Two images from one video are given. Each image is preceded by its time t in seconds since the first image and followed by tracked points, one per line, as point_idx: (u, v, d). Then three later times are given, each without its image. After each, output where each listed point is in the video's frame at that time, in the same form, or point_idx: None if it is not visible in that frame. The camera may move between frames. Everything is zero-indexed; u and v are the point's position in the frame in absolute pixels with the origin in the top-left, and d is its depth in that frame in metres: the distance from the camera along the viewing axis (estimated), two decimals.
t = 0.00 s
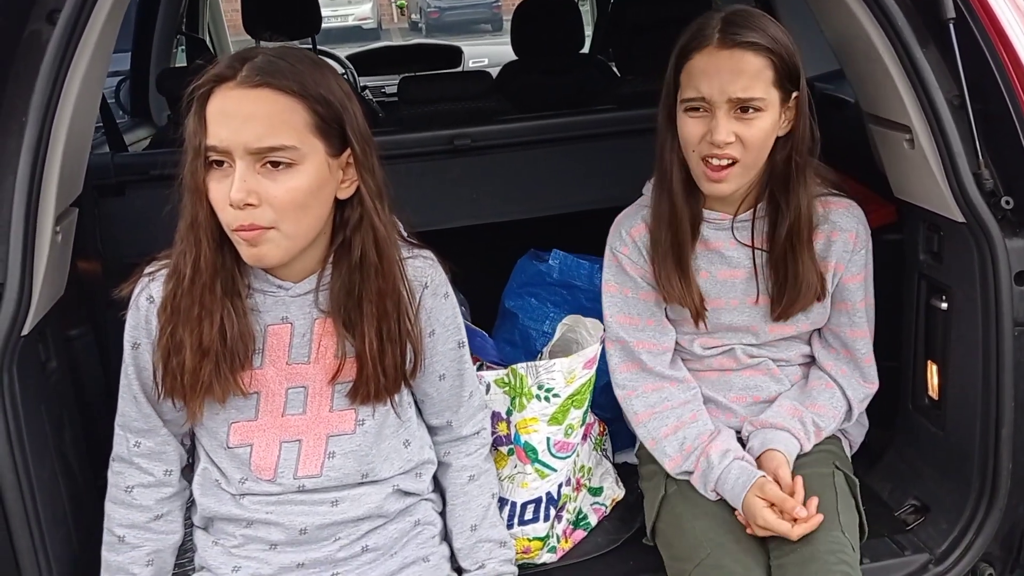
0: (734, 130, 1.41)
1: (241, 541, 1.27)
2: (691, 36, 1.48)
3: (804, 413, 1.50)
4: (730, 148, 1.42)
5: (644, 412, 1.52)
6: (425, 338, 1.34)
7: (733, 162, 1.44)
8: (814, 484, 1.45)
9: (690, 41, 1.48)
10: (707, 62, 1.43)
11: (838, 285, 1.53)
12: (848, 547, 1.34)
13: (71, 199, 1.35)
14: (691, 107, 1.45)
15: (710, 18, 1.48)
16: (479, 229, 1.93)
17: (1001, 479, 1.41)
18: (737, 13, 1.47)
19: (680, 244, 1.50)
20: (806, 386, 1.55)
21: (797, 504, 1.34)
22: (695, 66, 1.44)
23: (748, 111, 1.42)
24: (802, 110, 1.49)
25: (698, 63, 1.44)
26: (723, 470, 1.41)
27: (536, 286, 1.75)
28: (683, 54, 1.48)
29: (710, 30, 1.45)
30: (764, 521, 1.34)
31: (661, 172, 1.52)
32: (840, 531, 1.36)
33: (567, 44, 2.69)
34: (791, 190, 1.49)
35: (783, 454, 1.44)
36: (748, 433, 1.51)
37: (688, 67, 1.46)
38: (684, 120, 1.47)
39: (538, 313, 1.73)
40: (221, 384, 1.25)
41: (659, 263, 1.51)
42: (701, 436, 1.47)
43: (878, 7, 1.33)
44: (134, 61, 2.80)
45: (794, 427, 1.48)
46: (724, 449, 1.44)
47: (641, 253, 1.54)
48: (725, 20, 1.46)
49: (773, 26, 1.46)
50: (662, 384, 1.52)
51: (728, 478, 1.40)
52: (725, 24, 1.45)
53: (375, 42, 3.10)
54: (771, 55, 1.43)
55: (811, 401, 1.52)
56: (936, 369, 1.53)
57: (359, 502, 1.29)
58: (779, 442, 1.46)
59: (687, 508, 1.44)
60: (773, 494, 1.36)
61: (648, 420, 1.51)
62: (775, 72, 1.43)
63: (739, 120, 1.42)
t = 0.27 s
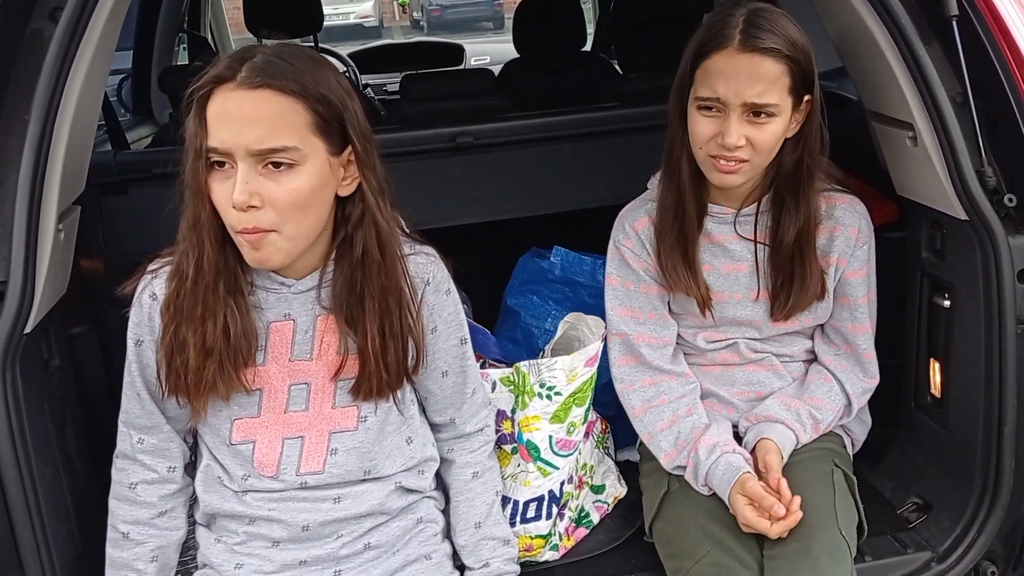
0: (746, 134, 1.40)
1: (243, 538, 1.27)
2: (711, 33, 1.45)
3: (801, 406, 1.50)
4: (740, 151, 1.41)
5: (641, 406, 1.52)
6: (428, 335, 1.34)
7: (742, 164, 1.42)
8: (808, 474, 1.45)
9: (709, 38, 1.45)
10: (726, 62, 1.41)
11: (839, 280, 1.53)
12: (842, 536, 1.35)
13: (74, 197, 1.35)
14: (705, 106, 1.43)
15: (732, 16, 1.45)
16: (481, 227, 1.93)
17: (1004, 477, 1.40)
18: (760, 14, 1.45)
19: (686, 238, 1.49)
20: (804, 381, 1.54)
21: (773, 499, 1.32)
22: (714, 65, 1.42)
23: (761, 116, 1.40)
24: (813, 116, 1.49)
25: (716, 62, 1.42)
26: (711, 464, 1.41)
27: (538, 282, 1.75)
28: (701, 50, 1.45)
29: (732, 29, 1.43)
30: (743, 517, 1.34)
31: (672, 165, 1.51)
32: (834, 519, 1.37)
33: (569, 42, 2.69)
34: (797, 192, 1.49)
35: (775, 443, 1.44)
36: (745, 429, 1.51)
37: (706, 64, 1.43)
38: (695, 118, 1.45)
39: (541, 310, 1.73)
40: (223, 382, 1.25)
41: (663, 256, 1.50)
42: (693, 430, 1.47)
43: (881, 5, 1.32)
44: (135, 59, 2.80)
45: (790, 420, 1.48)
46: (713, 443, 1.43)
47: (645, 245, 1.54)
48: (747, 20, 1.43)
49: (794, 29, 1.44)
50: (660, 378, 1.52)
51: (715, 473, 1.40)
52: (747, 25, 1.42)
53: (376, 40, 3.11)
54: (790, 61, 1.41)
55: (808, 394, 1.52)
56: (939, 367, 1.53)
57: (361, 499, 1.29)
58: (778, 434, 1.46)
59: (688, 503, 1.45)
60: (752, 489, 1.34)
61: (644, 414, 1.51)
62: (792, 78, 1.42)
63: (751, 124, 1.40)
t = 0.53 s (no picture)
0: (761, 146, 1.39)
1: (246, 539, 1.27)
2: (731, 39, 1.42)
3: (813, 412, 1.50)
4: (754, 164, 1.40)
5: (654, 401, 1.51)
6: (429, 335, 1.34)
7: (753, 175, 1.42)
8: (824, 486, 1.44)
9: (730, 44, 1.41)
10: (749, 74, 1.38)
11: (836, 283, 1.54)
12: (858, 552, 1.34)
13: (76, 197, 1.35)
14: (722, 114, 1.41)
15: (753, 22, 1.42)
16: (483, 227, 1.93)
17: (1007, 479, 1.40)
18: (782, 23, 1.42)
19: (694, 239, 1.49)
20: (809, 387, 1.54)
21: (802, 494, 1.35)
22: (735, 74, 1.39)
23: (777, 128, 1.39)
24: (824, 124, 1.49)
25: (738, 72, 1.39)
26: (737, 459, 1.41)
27: (540, 283, 1.75)
28: (720, 56, 1.42)
29: (755, 38, 1.39)
30: (763, 500, 1.35)
31: (681, 162, 1.50)
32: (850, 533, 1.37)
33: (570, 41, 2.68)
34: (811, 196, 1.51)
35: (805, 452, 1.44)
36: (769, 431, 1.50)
37: (726, 72, 1.40)
38: (711, 125, 1.42)
39: (544, 310, 1.73)
40: (225, 383, 1.25)
41: (670, 258, 1.50)
42: (714, 428, 1.47)
43: (883, 5, 1.32)
44: (136, 58, 2.80)
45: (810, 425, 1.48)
46: (740, 440, 1.44)
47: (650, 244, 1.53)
48: (770, 30, 1.40)
49: (811, 40, 1.43)
50: (669, 376, 1.51)
51: (742, 465, 1.40)
52: (770, 35, 1.39)
53: (377, 39, 3.11)
54: (809, 73, 1.40)
55: (821, 401, 1.51)
56: (941, 367, 1.53)
57: (364, 500, 1.29)
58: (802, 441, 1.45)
59: (691, 506, 1.45)
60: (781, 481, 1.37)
61: (659, 409, 1.50)
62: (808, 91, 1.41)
63: (767, 136, 1.39)
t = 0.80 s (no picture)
0: (770, 172, 1.39)
1: (248, 539, 1.27)
2: (728, 67, 1.40)
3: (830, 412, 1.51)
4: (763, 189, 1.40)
5: (650, 412, 1.50)
6: (429, 335, 1.34)
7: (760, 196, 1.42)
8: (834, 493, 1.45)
9: (728, 74, 1.39)
10: (755, 108, 1.36)
11: (840, 280, 1.54)
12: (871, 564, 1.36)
13: (79, 198, 1.35)
14: (728, 144, 1.39)
15: (750, 48, 1.40)
16: (484, 228, 1.94)
17: (1008, 480, 1.40)
18: (778, 46, 1.40)
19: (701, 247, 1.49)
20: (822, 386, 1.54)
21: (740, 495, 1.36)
22: (738, 105, 1.37)
23: (785, 153, 1.39)
24: (824, 121, 1.46)
25: (740, 103, 1.37)
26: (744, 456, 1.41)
27: (541, 283, 1.75)
28: (720, 85, 1.39)
29: (754, 66, 1.38)
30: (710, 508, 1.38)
31: (683, 170, 1.48)
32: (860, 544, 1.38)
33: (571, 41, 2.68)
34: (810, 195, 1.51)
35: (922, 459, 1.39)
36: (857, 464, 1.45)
37: (728, 102, 1.38)
38: (718, 154, 1.42)
39: (546, 311, 1.73)
40: (225, 383, 1.25)
41: (675, 272, 1.50)
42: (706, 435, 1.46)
43: (885, 5, 1.32)
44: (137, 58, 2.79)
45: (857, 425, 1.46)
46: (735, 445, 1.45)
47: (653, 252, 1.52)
48: (768, 56, 1.39)
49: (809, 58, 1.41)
50: (669, 381, 1.51)
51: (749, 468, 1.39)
52: (768, 62, 1.38)
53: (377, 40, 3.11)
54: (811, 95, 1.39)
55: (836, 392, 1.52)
56: (943, 368, 1.53)
57: (365, 500, 1.29)
58: (892, 454, 1.40)
59: (693, 507, 1.45)
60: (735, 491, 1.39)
61: (653, 419, 1.49)
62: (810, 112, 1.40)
63: (776, 161, 1.39)
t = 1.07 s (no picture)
0: (771, 179, 1.38)
1: (249, 538, 1.28)
2: (720, 78, 1.40)
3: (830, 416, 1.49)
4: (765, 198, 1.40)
5: (666, 405, 1.50)
6: (431, 334, 1.34)
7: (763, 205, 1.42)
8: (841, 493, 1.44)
9: (720, 84, 1.39)
10: (749, 119, 1.36)
11: (838, 282, 1.54)
12: (883, 566, 1.36)
13: (81, 197, 1.35)
14: (725, 155, 1.40)
15: (742, 58, 1.40)
16: (486, 227, 1.94)
17: (1009, 479, 1.41)
18: (769, 57, 1.41)
19: (703, 249, 1.48)
20: (818, 390, 1.54)
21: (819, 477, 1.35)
22: (733, 116, 1.37)
23: (784, 161, 1.39)
24: (823, 122, 1.46)
25: (733, 114, 1.37)
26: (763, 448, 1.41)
27: (542, 283, 1.75)
28: (712, 97, 1.40)
29: (747, 77, 1.38)
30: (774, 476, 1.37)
31: (680, 183, 1.48)
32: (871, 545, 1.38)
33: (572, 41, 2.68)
34: (806, 194, 1.50)
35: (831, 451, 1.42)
36: (795, 436, 1.49)
37: (722, 113, 1.38)
38: (716, 164, 1.42)
39: (547, 312, 1.73)
40: (227, 383, 1.25)
41: (677, 279, 1.50)
42: (730, 424, 1.47)
43: (886, 5, 1.32)
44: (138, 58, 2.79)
45: (838, 427, 1.46)
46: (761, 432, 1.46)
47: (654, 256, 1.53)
48: (760, 67, 1.39)
49: (802, 68, 1.42)
50: (674, 379, 1.51)
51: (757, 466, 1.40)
52: (761, 73, 1.38)
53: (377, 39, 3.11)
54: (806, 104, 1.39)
55: (834, 400, 1.51)
56: (943, 368, 1.54)
57: (366, 500, 1.30)
58: (820, 440, 1.44)
59: (696, 506, 1.46)
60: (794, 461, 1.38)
61: (671, 411, 1.50)
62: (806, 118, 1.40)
63: (776, 170, 1.38)
